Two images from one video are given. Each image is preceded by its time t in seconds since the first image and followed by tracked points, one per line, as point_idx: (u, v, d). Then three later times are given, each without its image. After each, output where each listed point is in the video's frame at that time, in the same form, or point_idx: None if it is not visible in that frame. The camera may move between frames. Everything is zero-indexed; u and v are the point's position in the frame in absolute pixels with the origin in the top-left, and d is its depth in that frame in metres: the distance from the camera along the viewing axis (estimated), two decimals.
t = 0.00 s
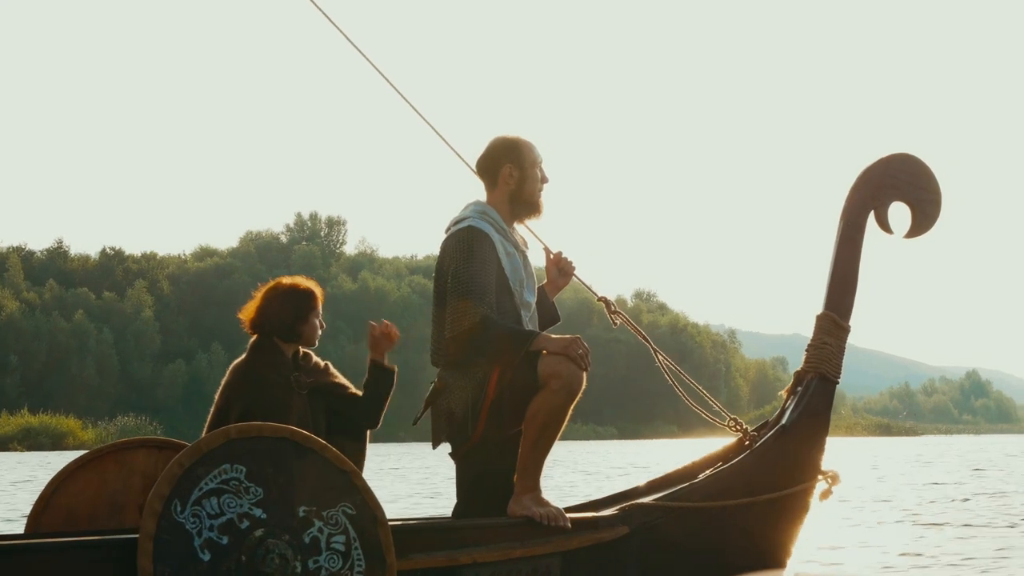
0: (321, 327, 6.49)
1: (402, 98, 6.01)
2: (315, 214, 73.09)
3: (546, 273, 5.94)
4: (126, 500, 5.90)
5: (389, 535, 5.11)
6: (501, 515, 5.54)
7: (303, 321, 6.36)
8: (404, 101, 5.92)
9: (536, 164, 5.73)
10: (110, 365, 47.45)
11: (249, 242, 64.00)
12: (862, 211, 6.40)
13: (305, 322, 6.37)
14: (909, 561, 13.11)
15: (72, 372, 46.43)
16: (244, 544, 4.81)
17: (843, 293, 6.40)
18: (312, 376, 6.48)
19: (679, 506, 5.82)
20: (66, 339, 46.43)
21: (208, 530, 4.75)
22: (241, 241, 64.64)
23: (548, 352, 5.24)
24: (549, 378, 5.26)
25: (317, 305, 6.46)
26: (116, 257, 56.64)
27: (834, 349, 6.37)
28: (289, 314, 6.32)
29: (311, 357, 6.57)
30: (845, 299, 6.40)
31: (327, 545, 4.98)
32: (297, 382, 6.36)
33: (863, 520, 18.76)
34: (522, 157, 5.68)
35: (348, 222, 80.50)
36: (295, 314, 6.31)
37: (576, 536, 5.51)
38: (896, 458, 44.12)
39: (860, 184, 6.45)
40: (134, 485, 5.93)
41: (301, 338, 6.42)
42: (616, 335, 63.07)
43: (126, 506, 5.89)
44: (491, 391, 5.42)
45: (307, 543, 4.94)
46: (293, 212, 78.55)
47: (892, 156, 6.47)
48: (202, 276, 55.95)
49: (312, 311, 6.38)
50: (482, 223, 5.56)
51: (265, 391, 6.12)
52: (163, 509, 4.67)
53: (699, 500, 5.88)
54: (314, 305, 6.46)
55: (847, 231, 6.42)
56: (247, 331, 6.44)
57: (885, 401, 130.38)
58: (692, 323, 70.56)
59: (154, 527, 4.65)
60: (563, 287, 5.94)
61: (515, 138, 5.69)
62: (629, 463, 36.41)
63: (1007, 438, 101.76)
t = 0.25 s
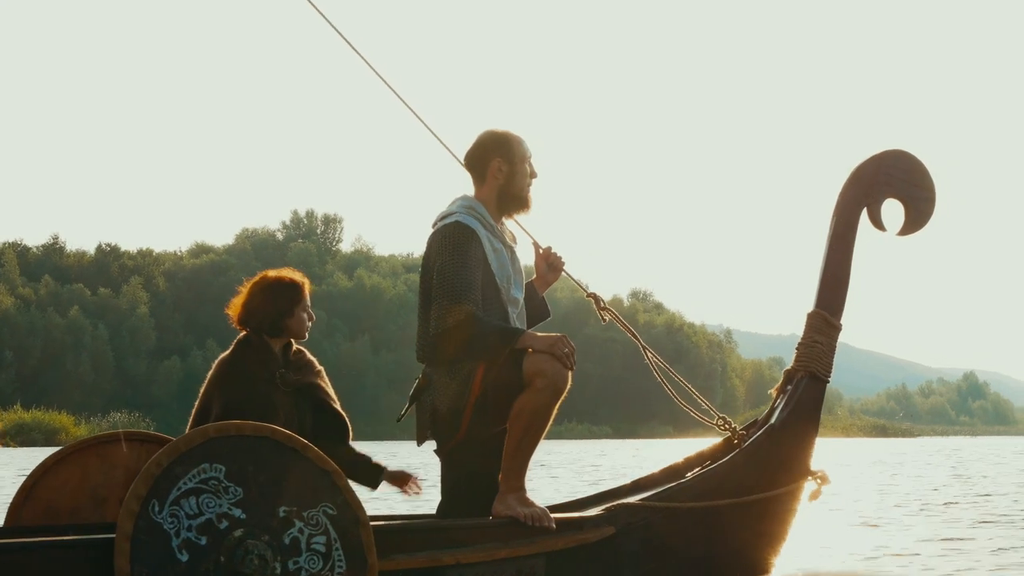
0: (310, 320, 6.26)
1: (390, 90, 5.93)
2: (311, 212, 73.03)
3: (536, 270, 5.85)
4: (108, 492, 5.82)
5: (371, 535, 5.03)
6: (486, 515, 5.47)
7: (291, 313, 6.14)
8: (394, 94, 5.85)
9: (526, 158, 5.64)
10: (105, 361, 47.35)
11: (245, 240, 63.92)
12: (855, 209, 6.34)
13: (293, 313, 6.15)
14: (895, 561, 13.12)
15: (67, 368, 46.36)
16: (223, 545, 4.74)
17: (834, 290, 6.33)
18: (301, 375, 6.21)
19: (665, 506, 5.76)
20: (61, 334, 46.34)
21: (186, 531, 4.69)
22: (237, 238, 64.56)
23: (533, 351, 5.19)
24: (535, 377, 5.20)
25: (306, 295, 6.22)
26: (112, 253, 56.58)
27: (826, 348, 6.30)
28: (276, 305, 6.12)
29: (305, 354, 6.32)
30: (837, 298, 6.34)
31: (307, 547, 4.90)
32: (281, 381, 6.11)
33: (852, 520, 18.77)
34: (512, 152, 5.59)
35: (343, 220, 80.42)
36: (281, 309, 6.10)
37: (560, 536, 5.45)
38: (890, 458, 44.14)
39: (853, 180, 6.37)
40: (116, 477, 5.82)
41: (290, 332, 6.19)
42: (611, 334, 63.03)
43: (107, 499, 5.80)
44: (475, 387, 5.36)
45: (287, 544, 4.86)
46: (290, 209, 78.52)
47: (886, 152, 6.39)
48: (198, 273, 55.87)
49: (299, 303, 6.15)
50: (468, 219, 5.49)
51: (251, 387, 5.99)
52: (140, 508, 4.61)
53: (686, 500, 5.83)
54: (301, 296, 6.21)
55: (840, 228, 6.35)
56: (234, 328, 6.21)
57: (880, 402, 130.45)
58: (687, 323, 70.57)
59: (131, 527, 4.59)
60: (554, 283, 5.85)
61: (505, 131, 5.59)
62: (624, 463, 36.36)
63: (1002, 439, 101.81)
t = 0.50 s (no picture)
0: (302, 312, 6.12)
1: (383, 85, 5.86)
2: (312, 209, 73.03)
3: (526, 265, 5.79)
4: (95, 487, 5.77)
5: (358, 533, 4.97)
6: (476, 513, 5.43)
7: (278, 305, 6.02)
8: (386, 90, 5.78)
9: (518, 153, 5.59)
10: (104, 357, 47.33)
11: (244, 237, 63.90)
12: (850, 204, 6.27)
13: (281, 305, 6.03)
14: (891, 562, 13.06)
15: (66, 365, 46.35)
16: (208, 542, 4.69)
17: (829, 288, 6.27)
18: (293, 369, 6.03)
19: (655, 506, 5.71)
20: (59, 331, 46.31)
21: (170, 529, 4.64)
22: (237, 235, 64.53)
23: (523, 347, 5.16)
24: (523, 373, 5.17)
25: (294, 285, 6.11)
26: (112, 249, 56.58)
27: (819, 346, 6.24)
28: (261, 297, 6.01)
29: (299, 349, 6.15)
30: (831, 295, 6.28)
31: (292, 545, 4.84)
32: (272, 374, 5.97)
33: (847, 521, 18.77)
34: (504, 146, 5.54)
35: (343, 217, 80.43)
36: (269, 303, 5.99)
37: (550, 535, 5.40)
38: (889, 458, 44.05)
39: (848, 176, 6.31)
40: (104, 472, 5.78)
41: (281, 325, 6.06)
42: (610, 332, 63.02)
43: (94, 493, 5.77)
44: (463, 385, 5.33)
45: (273, 542, 4.80)
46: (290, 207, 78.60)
47: (882, 146, 6.33)
48: (197, 269, 55.85)
49: (288, 294, 6.05)
50: (458, 214, 5.43)
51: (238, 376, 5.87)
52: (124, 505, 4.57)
53: (678, 498, 5.79)
54: (289, 287, 6.12)
55: (834, 223, 6.28)
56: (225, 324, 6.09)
57: (881, 401, 130.51)
58: (687, 321, 70.50)
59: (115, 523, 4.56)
60: (547, 278, 5.78)
61: (497, 125, 5.54)
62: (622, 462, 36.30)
63: (1002, 438, 101.79)
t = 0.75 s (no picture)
0: (290, 301, 6.04)
1: (372, 76, 5.81)
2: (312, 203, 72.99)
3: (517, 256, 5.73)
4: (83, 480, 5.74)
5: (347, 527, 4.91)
6: (466, 507, 5.37)
7: (262, 294, 5.94)
8: (376, 80, 5.73)
9: (508, 144, 5.52)
10: (104, 351, 47.28)
11: (245, 232, 63.87)
12: (845, 195, 6.22)
13: (266, 295, 5.95)
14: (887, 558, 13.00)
15: (66, 359, 46.23)
16: (193, 538, 4.60)
17: (824, 280, 6.22)
18: (281, 362, 5.95)
19: (647, 500, 5.66)
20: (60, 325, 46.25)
21: (154, 523, 4.56)
22: (237, 229, 64.50)
23: (513, 339, 5.11)
24: (513, 365, 5.13)
25: (280, 274, 6.01)
26: (112, 244, 56.55)
27: (814, 339, 6.19)
28: (246, 288, 5.92)
29: (289, 341, 6.06)
30: (825, 289, 6.23)
31: (280, 541, 4.77)
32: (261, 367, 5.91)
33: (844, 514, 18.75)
34: (494, 136, 5.48)
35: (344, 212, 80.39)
36: (254, 294, 5.91)
37: (540, 530, 5.35)
38: (890, 452, 43.97)
39: (843, 167, 6.26)
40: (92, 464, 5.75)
41: (267, 315, 5.98)
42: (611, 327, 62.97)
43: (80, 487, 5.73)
44: (452, 377, 5.29)
45: (259, 538, 4.73)
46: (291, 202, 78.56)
47: (878, 138, 6.27)
48: (197, 264, 55.81)
49: (273, 283, 5.95)
50: (447, 205, 5.38)
51: (226, 369, 5.82)
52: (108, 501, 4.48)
53: (670, 491, 5.74)
54: (275, 274, 6.01)
55: (829, 215, 6.23)
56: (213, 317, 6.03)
57: (882, 395, 130.58)
58: (688, 315, 70.37)
59: (99, 519, 4.47)
60: (537, 270, 5.72)
61: (487, 115, 5.48)
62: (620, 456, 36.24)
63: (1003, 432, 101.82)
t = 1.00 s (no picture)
0: (284, 296, 5.99)
1: (365, 70, 5.77)
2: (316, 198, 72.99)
3: (511, 250, 5.67)
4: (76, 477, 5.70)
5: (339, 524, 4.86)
6: (460, 504, 5.33)
7: (256, 287, 5.88)
8: (371, 75, 5.70)
9: (501, 138, 5.47)
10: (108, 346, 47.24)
11: (249, 227, 63.86)
12: (844, 189, 6.17)
13: (259, 289, 5.89)
14: (892, 553, 12.94)
15: (70, 355, 46.15)
16: (183, 535, 4.55)
17: (822, 274, 6.17)
18: (275, 357, 5.91)
19: (644, 495, 5.62)
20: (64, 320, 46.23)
21: (145, 520, 4.51)
22: (241, 224, 64.49)
23: (507, 335, 5.08)
24: (507, 361, 5.10)
25: (272, 268, 5.95)
26: (115, 239, 56.54)
27: (813, 333, 6.15)
28: (237, 282, 5.87)
29: (282, 336, 6.01)
30: (824, 282, 6.18)
31: (271, 537, 4.73)
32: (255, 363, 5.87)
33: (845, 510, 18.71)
34: (487, 131, 5.43)
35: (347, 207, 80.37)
36: (245, 288, 5.86)
37: (535, 526, 5.31)
38: (894, 446, 43.91)
39: (841, 162, 6.21)
40: (84, 459, 5.70)
41: (260, 309, 5.93)
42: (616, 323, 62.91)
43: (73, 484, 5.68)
44: (445, 373, 5.26)
45: (251, 534, 4.68)
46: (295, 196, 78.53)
47: (876, 131, 6.22)
48: (201, 259, 55.80)
49: (265, 278, 5.91)
50: (440, 198, 5.33)
51: (222, 364, 5.77)
52: (98, 498, 4.43)
53: (669, 487, 5.69)
54: (268, 268, 5.96)
55: (828, 210, 6.19)
56: (205, 312, 5.98)
57: (888, 391, 130.52)
58: (693, 310, 70.28)
59: (89, 516, 4.42)
60: (531, 264, 5.68)
61: (479, 109, 5.44)
62: (623, 450, 36.17)
63: (1009, 428, 101.64)
